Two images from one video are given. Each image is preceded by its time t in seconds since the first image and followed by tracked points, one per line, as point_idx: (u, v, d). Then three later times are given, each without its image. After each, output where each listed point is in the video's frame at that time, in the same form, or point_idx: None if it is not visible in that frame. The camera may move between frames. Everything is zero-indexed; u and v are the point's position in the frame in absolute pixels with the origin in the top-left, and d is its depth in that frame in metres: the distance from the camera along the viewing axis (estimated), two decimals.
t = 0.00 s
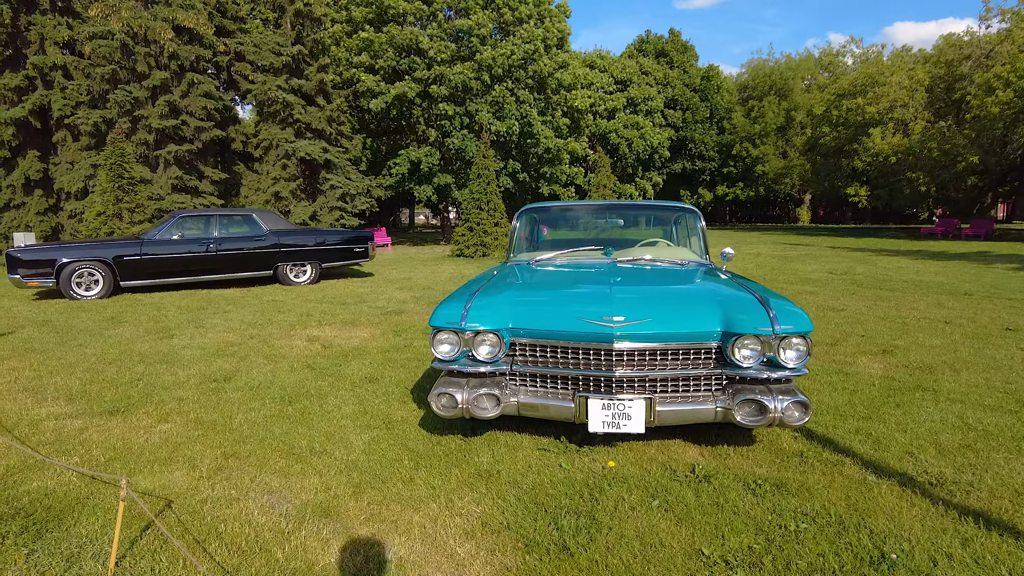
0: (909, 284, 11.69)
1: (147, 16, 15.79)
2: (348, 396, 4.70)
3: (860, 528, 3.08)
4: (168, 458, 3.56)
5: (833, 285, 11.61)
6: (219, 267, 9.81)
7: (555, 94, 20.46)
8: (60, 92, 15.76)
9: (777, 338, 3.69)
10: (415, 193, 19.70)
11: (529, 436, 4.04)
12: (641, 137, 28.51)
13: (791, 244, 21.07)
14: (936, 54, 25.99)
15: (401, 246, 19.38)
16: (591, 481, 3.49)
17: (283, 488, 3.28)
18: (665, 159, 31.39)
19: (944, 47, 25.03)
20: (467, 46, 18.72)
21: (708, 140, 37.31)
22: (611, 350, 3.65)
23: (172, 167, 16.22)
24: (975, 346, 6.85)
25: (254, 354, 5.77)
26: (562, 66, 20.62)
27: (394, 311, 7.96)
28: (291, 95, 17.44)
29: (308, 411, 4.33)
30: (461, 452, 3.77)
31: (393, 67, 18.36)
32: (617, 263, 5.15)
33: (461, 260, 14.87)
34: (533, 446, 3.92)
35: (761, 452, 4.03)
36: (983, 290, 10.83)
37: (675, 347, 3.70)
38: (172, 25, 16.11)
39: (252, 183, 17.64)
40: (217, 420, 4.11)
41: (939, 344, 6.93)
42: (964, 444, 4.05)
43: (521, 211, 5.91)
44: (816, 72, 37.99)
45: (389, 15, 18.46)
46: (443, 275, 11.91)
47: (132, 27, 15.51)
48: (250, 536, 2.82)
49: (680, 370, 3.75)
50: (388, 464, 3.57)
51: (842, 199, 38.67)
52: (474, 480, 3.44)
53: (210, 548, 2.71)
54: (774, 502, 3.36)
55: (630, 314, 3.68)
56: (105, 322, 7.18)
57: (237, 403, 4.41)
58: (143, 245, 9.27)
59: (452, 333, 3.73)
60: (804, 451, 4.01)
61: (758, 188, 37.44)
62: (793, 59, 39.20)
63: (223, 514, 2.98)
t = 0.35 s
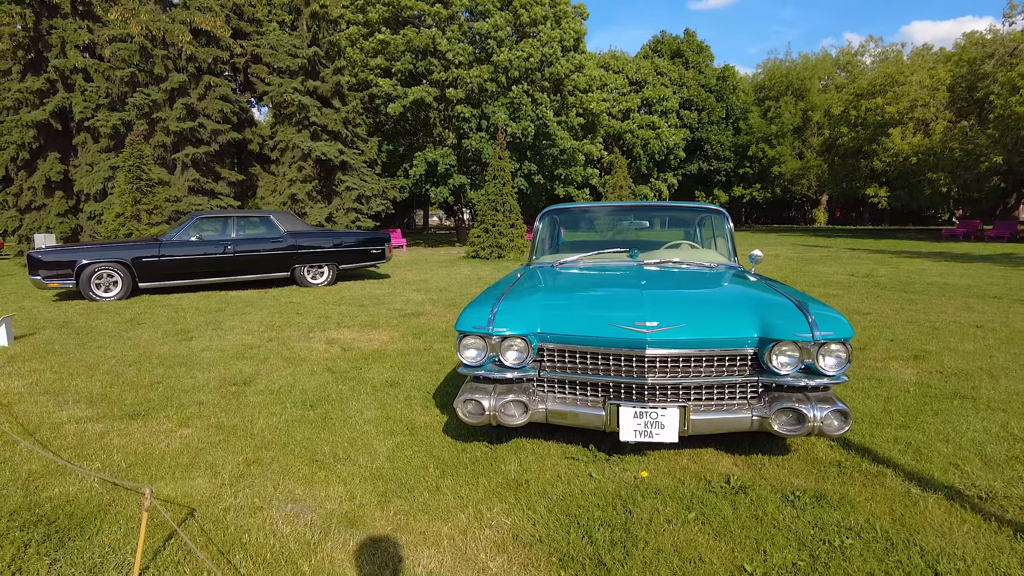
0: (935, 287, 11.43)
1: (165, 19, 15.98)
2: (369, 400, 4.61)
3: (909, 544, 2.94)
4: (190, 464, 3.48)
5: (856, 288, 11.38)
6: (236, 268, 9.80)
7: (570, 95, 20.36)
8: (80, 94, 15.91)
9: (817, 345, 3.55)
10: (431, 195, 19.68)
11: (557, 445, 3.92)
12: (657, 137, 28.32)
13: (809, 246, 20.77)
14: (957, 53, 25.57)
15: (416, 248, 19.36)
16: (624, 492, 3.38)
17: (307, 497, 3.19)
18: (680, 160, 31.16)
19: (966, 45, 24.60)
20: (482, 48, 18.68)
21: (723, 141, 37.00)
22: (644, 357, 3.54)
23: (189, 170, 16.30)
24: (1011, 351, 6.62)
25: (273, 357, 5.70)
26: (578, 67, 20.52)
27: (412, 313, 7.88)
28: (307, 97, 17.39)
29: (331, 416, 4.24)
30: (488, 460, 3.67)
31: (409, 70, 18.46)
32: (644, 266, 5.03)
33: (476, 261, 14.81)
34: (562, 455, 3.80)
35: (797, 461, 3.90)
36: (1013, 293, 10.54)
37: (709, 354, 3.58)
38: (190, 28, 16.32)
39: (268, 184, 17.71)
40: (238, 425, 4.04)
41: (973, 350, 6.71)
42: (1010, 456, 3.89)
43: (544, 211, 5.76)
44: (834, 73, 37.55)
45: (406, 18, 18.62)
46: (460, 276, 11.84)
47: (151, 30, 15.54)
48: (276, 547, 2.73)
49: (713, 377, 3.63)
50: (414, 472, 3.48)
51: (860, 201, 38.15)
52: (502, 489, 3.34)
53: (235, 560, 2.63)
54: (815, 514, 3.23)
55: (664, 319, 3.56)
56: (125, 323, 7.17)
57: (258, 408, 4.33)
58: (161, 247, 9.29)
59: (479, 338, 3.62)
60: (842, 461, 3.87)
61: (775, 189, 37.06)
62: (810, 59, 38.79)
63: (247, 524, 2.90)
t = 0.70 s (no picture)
0: (973, 294, 11.07)
1: (193, 25, 16.11)
2: (401, 409, 4.53)
3: (976, 571, 2.77)
4: (222, 474, 3.42)
5: (890, 294, 11.09)
6: (263, 272, 9.85)
7: (593, 99, 20.26)
8: (110, 100, 16.22)
9: (870, 358, 3.39)
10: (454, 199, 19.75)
11: (596, 460, 3.80)
12: (680, 140, 28.13)
13: (836, 251, 20.41)
14: (990, 53, 25.01)
15: (439, 251, 19.41)
16: (668, 509, 3.26)
17: (341, 510, 3.11)
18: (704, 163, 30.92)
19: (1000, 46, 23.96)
20: (506, 52, 18.68)
21: (747, 144, 36.57)
22: (687, 369, 3.41)
23: (215, 174, 16.35)
24: None
25: (302, 363, 5.66)
26: (601, 71, 20.40)
27: (438, 319, 7.83)
28: (331, 102, 17.48)
29: (362, 425, 4.16)
30: (525, 473, 3.58)
31: (432, 75, 18.58)
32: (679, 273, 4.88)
33: (500, 266, 14.76)
34: (601, 470, 3.70)
35: (846, 478, 3.73)
36: None
37: (755, 366, 3.44)
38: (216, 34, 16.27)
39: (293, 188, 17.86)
40: (269, 433, 3.98)
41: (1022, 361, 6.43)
42: None
43: (575, 217, 5.65)
44: (861, 74, 36.92)
45: (431, 23, 18.89)
46: (484, 281, 11.78)
47: (178, 36, 15.78)
48: (312, 564, 2.66)
49: (758, 390, 3.50)
50: (449, 485, 3.39)
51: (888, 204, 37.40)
52: (541, 505, 3.24)
53: None
54: (871, 536, 3.07)
55: (708, 331, 3.43)
56: (154, 327, 7.21)
57: (288, 416, 4.27)
58: (189, 251, 9.35)
59: (516, 348, 3.50)
60: (894, 479, 3.70)
61: (800, 193, 36.58)
62: (837, 61, 38.18)
63: (282, 539, 2.83)
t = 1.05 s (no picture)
0: None
1: (234, 37, 16.48)
2: (444, 420, 4.45)
3: None
4: (268, 484, 3.37)
5: (941, 304, 10.66)
6: (301, 279, 9.95)
7: (628, 105, 20.15)
8: (154, 111, 16.70)
9: (945, 374, 3.17)
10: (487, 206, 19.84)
11: (648, 478, 3.65)
12: (715, 146, 27.96)
13: (879, 259, 19.80)
14: None
15: (473, 258, 19.49)
16: (729, 531, 3.10)
17: (390, 525, 3.03)
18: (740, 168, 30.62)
19: None
20: (540, 60, 18.73)
21: (784, 150, 35.94)
22: (747, 384, 3.25)
23: (254, 182, 16.66)
24: None
25: (342, 370, 5.64)
26: (636, 76, 20.28)
27: (476, 327, 7.78)
28: (368, 110, 17.68)
29: (406, 435, 4.09)
30: (575, 490, 3.46)
31: (467, 84, 18.70)
32: (731, 282, 4.71)
33: (534, 273, 14.70)
34: (655, 488, 3.54)
35: (919, 502, 3.50)
36: None
37: (819, 381, 3.26)
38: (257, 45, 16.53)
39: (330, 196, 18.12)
40: (314, 443, 3.93)
41: None
42: None
43: (620, 225, 5.51)
44: (903, 78, 35.99)
45: (468, 32, 19.07)
46: (519, 288, 11.73)
47: (219, 47, 16.21)
48: None
49: (821, 406, 3.32)
50: (499, 500, 3.29)
51: (931, 211, 36.24)
52: (595, 524, 3.11)
53: None
54: (952, 565, 2.85)
55: (770, 344, 3.27)
56: (196, 333, 7.30)
57: (332, 426, 4.21)
58: (230, 257, 9.50)
59: (567, 360, 3.37)
60: (970, 503, 3.46)
61: (839, 200, 35.95)
62: (877, 64, 37.26)
63: (331, 553, 2.75)
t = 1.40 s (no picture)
0: None
1: (267, 46, 16.56)
2: (486, 432, 4.31)
3: None
4: (310, 498, 3.27)
5: (991, 315, 10.23)
6: (334, 286, 9.96)
7: (658, 111, 19.99)
8: (190, 120, 17.05)
9: None
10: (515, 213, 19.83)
11: (704, 499, 3.44)
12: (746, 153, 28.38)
13: (918, 267, 19.23)
14: None
15: (502, 266, 19.51)
16: (798, 559, 2.88)
17: (437, 545, 2.89)
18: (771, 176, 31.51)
19: None
20: (570, 67, 18.68)
21: (816, 157, 35.41)
22: (815, 401, 3.04)
23: (287, 189, 16.81)
24: None
25: (379, 379, 5.55)
26: (666, 82, 20.12)
27: (510, 335, 7.67)
28: (399, 118, 17.79)
29: (448, 449, 3.95)
30: (629, 511, 3.28)
31: (495, 91, 18.74)
32: (784, 293, 4.48)
33: (564, 280, 14.57)
34: (714, 510, 3.34)
35: (1002, 529, 3.22)
36: None
37: (893, 399, 3.03)
38: (290, 54, 16.78)
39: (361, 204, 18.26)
40: (355, 455, 3.82)
41: None
42: None
43: (664, 232, 5.31)
44: (940, 82, 35.14)
45: (497, 41, 19.11)
46: (550, 296, 11.60)
47: (253, 57, 16.37)
48: None
49: (894, 425, 3.08)
50: (549, 521, 3.13)
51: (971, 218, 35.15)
52: (652, 548, 2.93)
53: None
54: None
55: (840, 358, 3.06)
56: (231, 340, 7.31)
57: (372, 437, 4.10)
58: (264, 264, 9.54)
59: (621, 374, 3.22)
60: None
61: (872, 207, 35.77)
62: (912, 68, 36.44)
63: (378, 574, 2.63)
